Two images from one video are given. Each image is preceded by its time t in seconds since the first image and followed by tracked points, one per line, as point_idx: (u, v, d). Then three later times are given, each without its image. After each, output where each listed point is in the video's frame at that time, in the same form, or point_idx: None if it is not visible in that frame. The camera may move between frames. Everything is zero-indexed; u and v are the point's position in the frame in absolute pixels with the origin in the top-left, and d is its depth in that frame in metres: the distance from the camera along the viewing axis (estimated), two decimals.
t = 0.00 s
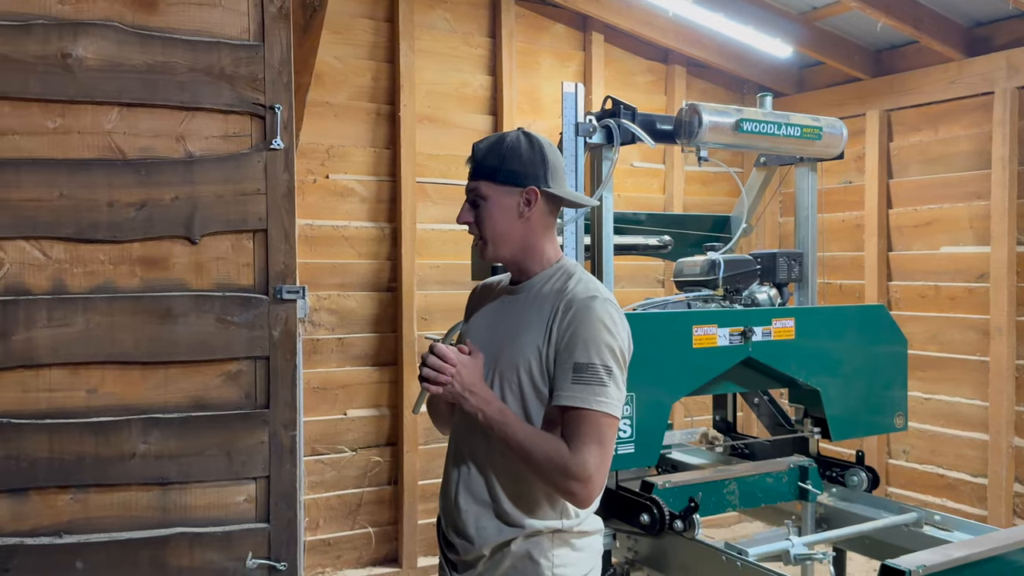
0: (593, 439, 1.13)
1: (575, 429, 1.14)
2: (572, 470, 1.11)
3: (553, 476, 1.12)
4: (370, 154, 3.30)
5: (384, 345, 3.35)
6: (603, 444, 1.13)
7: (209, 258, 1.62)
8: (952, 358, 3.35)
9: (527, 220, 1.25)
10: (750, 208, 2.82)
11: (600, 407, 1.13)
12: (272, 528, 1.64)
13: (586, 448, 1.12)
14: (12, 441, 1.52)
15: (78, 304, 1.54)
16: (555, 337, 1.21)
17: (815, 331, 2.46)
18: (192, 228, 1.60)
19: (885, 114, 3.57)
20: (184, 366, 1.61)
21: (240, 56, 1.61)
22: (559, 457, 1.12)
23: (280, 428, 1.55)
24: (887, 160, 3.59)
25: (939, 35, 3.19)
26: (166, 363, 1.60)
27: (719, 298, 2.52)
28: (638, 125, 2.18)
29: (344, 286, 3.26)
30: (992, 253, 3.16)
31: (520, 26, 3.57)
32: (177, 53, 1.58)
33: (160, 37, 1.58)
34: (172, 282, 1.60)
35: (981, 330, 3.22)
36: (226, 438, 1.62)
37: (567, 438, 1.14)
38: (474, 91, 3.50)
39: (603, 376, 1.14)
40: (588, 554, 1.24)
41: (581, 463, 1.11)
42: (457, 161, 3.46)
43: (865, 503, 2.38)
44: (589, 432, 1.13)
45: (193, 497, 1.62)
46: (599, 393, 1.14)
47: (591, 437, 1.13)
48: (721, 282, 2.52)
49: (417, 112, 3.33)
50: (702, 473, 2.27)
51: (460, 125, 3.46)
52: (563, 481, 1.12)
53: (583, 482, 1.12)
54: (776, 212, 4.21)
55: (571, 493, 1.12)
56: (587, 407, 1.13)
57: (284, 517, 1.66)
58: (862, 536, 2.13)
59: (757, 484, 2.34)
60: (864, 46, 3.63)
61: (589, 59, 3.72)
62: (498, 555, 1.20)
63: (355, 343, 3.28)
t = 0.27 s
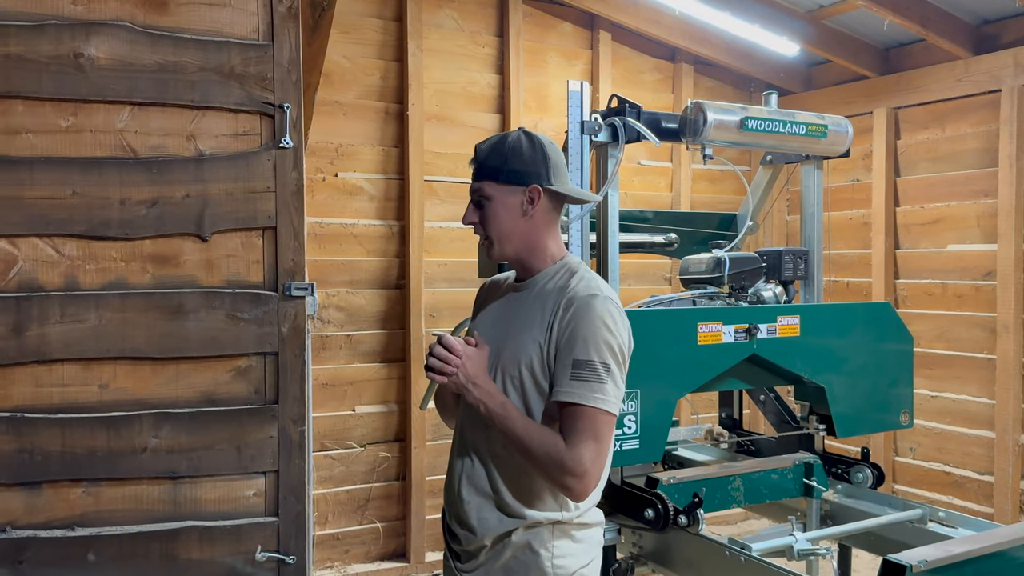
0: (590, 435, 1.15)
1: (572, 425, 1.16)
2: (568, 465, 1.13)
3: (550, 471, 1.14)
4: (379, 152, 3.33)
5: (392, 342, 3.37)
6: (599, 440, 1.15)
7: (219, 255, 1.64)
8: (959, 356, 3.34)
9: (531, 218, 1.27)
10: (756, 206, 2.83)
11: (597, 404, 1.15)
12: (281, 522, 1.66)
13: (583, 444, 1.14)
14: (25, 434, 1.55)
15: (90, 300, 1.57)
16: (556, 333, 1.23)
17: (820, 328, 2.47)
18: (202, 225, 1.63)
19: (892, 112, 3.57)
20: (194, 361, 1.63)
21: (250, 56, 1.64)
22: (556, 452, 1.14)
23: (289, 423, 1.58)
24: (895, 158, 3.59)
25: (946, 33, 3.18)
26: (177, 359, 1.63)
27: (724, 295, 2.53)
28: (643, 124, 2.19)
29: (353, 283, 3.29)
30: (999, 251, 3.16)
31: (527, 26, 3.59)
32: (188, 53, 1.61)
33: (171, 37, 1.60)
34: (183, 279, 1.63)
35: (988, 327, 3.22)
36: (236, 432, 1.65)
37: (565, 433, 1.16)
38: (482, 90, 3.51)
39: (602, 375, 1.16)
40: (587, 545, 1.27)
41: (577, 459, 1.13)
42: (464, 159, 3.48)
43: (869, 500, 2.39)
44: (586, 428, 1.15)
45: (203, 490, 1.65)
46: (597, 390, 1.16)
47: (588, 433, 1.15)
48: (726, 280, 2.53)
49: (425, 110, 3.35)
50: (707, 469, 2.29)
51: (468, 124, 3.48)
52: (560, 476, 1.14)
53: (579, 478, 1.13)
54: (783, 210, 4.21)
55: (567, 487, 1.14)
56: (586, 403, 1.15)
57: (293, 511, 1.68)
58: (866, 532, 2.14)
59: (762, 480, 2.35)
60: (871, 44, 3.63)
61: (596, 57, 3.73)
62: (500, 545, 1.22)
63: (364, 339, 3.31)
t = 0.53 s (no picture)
0: (590, 430, 1.17)
1: (573, 420, 1.18)
2: (569, 458, 1.15)
3: (550, 464, 1.16)
4: (386, 152, 3.35)
5: (400, 340, 3.40)
6: (599, 435, 1.17)
7: (228, 254, 1.67)
8: (964, 355, 3.34)
9: (530, 219, 1.29)
10: (761, 206, 2.84)
11: (597, 398, 1.17)
12: (289, 518, 1.69)
13: (583, 438, 1.16)
14: (38, 430, 1.58)
15: (102, 299, 1.60)
16: (557, 330, 1.25)
17: (824, 328, 2.48)
18: (212, 225, 1.65)
19: (898, 112, 3.57)
20: (203, 358, 1.66)
21: (259, 57, 1.67)
22: (556, 446, 1.16)
23: (297, 420, 1.60)
24: (900, 158, 3.59)
25: (952, 33, 3.18)
26: (187, 356, 1.65)
27: (729, 294, 2.55)
28: (648, 124, 2.21)
29: (360, 281, 3.32)
30: (1005, 250, 3.15)
31: (534, 26, 3.61)
32: (198, 54, 1.64)
33: (181, 39, 1.63)
34: (193, 278, 1.66)
35: (993, 327, 3.22)
36: (244, 429, 1.68)
37: (565, 427, 1.18)
38: (489, 91, 3.54)
39: (601, 370, 1.18)
40: (589, 540, 1.29)
41: (577, 453, 1.15)
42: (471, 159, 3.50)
43: (873, 498, 2.40)
44: (586, 422, 1.17)
45: (212, 487, 1.67)
46: (597, 386, 1.18)
47: (588, 427, 1.17)
48: (730, 279, 2.54)
49: (432, 111, 3.37)
50: (711, 467, 2.30)
51: (474, 124, 3.50)
52: (561, 469, 1.15)
53: (579, 471, 1.15)
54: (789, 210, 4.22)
55: (568, 481, 1.16)
56: (586, 398, 1.17)
57: (301, 507, 1.71)
58: (869, 530, 2.15)
59: (766, 479, 2.37)
60: (877, 44, 3.63)
61: (602, 58, 3.75)
62: (503, 539, 1.25)
63: (371, 338, 3.34)
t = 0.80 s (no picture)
0: (602, 429, 1.19)
1: (585, 419, 1.19)
2: (582, 457, 1.16)
3: (564, 464, 1.17)
4: (395, 154, 3.38)
5: (408, 340, 3.43)
6: (611, 434, 1.19)
7: (239, 254, 1.70)
8: (971, 356, 3.34)
9: (545, 223, 1.32)
10: (767, 206, 2.85)
11: (608, 398, 1.19)
12: (298, 515, 1.71)
13: (595, 437, 1.17)
14: (51, 428, 1.61)
15: (114, 299, 1.63)
16: (567, 331, 1.27)
17: (830, 328, 2.49)
18: (223, 226, 1.68)
19: (905, 113, 3.57)
20: (214, 357, 1.69)
21: (269, 60, 1.69)
22: (569, 445, 1.17)
23: (306, 418, 1.63)
24: (907, 158, 3.59)
25: (959, 34, 3.18)
26: (198, 355, 1.68)
27: (735, 295, 2.56)
28: (654, 126, 2.23)
29: (369, 282, 3.34)
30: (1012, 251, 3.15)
31: (541, 28, 3.63)
32: (209, 57, 1.66)
33: (192, 42, 1.66)
34: (204, 278, 1.69)
35: (1000, 327, 3.22)
36: (254, 428, 1.70)
37: (578, 427, 1.19)
38: (496, 92, 3.56)
39: (613, 371, 1.20)
40: (593, 535, 1.32)
41: (590, 452, 1.16)
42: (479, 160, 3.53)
43: (879, 498, 2.41)
44: (597, 422, 1.19)
45: (223, 484, 1.70)
46: (608, 386, 1.20)
47: (599, 427, 1.19)
48: (737, 279, 2.55)
49: (440, 113, 3.40)
50: (717, 467, 2.31)
51: (482, 125, 3.53)
52: (574, 468, 1.17)
53: (592, 469, 1.17)
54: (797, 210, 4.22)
55: (581, 479, 1.17)
56: (598, 398, 1.19)
57: (310, 504, 1.73)
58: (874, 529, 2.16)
59: (772, 478, 2.37)
60: (884, 45, 3.63)
61: (610, 59, 3.76)
62: (510, 534, 1.27)
63: (380, 338, 3.37)
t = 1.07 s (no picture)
0: (616, 435, 1.20)
1: (600, 425, 1.21)
2: (597, 461, 1.17)
3: (578, 467, 1.18)
4: (402, 156, 3.41)
5: (414, 341, 3.45)
6: (624, 441, 1.21)
7: (248, 256, 1.72)
8: (976, 357, 3.34)
9: (562, 232, 1.34)
10: (773, 208, 2.86)
11: (623, 405, 1.21)
12: (306, 515, 1.73)
13: (610, 442, 1.19)
14: (63, 427, 1.63)
15: (125, 300, 1.65)
16: (582, 338, 1.29)
17: (834, 329, 2.50)
18: (232, 228, 1.70)
19: (910, 115, 3.58)
20: (224, 358, 1.71)
21: (278, 64, 1.71)
22: (586, 449, 1.18)
23: (314, 418, 1.65)
24: (913, 160, 3.59)
25: (964, 37, 3.19)
26: (207, 356, 1.70)
27: (740, 296, 2.57)
28: (659, 128, 2.24)
29: (376, 283, 3.37)
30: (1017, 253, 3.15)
31: (547, 31, 3.65)
32: (218, 61, 1.69)
33: (202, 46, 1.68)
34: (213, 279, 1.71)
35: (1005, 329, 3.22)
36: (263, 428, 1.72)
37: (593, 431, 1.20)
38: (502, 95, 3.58)
39: (629, 379, 1.22)
40: (596, 531, 1.34)
41: (605, 456, 1.18)
42: (485, 163, 3.55)
43: (883, 498, 2.43)
44: (612, 428, 1.20)
45: (231, 484, 1.72)
46: (624, 393, 1.21)
47: (613, 432, 1.20)
48: (742, 281, 2.57)
49: (446, 115, 3.42)
50: (722, 467, 2.33)
51: (488, 128, 3.55)
52: (589, 471, 1.18)
53: (605, 473, 1.18)
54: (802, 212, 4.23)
55: (594, 482, 1.19)
56: (614, 405, 1.21)
57: (318, 504, 1.75)
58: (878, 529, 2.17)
59: (776, 479, 2.39)
60: (889, 47, 3.64)
61: (615, 62, 3.78)
62: (516, 530, 1.29)
63: (386, 339, 3.39)
